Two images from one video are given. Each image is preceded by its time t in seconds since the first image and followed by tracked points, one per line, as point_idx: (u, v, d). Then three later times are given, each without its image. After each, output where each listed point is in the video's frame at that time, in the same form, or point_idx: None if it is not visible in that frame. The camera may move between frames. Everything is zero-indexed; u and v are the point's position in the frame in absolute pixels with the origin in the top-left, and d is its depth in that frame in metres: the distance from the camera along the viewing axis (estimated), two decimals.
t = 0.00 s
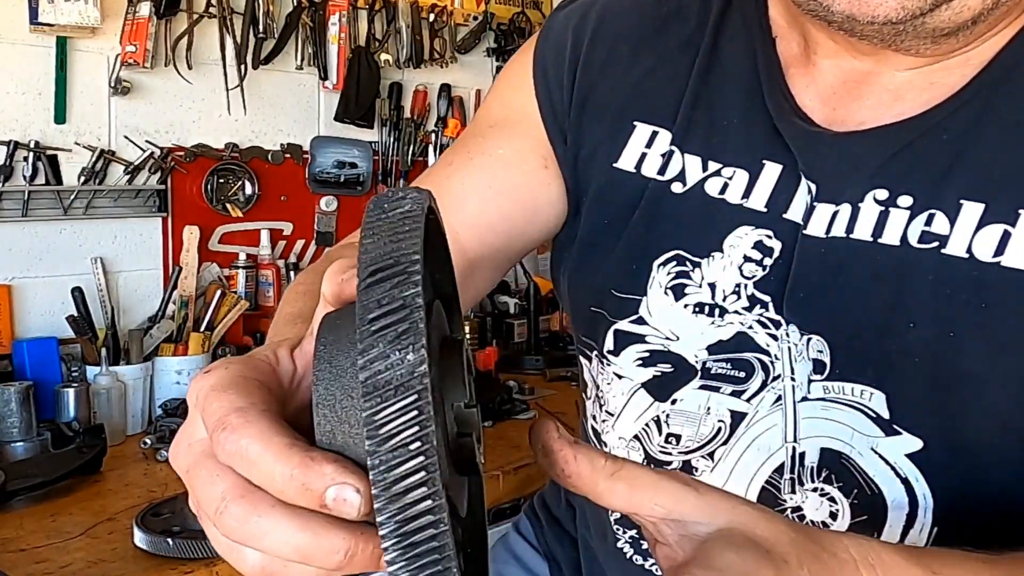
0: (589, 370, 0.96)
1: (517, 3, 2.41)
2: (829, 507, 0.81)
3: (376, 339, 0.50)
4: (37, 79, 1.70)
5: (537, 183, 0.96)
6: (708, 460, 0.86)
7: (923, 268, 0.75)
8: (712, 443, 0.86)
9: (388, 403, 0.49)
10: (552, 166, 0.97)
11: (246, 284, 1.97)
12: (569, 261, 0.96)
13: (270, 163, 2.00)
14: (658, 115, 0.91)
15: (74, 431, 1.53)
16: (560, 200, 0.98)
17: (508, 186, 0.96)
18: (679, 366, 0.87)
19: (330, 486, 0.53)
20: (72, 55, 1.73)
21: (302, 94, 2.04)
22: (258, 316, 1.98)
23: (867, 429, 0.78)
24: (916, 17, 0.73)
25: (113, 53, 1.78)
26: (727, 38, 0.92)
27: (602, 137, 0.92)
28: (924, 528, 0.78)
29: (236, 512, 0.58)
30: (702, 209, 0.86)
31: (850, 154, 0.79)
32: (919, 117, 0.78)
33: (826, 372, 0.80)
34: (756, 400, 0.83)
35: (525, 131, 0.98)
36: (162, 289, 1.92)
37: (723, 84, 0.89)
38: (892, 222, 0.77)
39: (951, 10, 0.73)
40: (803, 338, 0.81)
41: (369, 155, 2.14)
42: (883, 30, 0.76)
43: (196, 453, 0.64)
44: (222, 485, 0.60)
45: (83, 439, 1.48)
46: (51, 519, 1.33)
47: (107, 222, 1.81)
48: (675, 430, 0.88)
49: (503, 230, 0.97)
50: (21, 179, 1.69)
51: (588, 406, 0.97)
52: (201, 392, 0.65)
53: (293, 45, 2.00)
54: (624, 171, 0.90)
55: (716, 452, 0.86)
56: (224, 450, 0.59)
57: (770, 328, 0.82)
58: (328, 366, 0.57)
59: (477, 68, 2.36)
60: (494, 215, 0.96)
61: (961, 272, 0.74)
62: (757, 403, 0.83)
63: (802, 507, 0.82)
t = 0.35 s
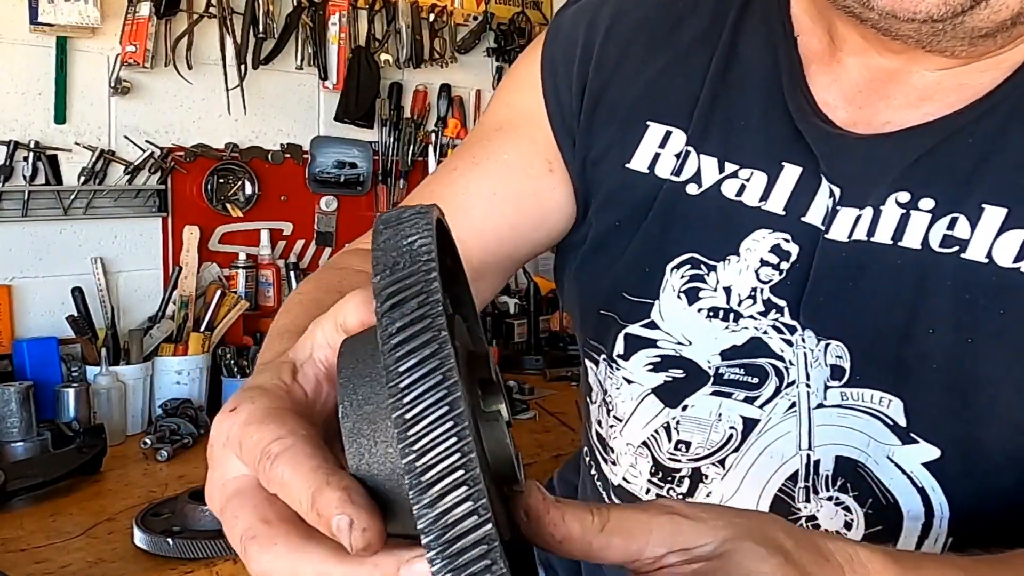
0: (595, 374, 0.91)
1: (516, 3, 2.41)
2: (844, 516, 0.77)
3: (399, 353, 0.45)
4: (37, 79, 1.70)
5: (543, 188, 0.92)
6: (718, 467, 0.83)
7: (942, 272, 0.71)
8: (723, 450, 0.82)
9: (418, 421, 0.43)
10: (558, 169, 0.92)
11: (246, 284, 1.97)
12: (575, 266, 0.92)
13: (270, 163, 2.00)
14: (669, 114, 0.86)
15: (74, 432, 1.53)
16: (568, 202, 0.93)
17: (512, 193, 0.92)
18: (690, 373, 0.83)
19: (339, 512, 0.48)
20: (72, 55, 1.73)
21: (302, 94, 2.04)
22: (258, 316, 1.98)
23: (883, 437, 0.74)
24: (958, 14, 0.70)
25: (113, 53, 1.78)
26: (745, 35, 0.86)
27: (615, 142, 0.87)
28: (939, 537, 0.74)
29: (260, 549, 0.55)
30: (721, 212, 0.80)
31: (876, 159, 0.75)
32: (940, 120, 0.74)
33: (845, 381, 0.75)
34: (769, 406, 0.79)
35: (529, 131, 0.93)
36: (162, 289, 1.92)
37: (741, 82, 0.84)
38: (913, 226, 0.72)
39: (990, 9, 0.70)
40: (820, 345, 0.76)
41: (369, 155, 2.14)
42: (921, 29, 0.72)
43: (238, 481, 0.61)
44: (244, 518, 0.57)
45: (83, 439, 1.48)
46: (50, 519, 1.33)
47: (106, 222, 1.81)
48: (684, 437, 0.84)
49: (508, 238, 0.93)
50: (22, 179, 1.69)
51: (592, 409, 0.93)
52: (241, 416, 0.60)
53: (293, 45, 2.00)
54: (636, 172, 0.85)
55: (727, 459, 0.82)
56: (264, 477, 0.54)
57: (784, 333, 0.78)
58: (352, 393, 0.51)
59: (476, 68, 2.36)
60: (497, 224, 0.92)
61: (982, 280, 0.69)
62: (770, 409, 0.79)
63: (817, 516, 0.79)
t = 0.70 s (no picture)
0: (600, 378, 0.91)
1: (516, 3, 2.41)
2: (856, 523, 0.76)
3: (433, 369, 0.42)
4: (37, 79, 1.70)
5: (544, 190, 0.92)
6: (727, 473, 0.81)
7: (960, 271, 0.71)
8: (731, 455, 0.81)
9: (458, 442, 0.41)
10: (559, 170, 0.92)
11: (246, 284, 1.97)
12: (579, 268, 0.92)
13: (270, 163, 2.00)
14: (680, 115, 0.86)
15: (74, 432, 1.53)
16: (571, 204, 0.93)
17: (513, 195, 0.92)
18: (699, 376, 0.82)
19: (332, 478, 0.44)
20: (72, 55, 1.73)
21: (302, 94, 2.04)
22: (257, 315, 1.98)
23: (897, 441, 0.73)
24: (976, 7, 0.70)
25: (113, 53, 1.78)
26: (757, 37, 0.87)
27: (620, 140, 0.87)
28: (953, 545, 0.73)
29: None
30: (733, 211, 0.81)
31: (889, 160, 0.75)
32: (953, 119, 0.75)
33: (855, 383, 0.75)
34: (778, 410, 0.78)
35: (532, 134, 0.94)
36: (162, 288, 1.91)
37: (747, 86, 0.84)
38: (928, 226, 0.72)
39: (1007, 3, 0.70)
40: (831, 348, 0.76)
41: (369, 155, 2.15)
42: (937, 21, 0.73)
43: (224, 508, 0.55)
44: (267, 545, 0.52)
45: (83, 438, 1.48)
46: (50, 519, 1.33)
47: (106, 222, 1.81)
48: (692, 442, 0.83)
49: (508, 240, 0.93)
50: (21, 179, 1.69)
51: (596, 415, 0.92)
52: (207, 428, 0.55)
53: (293, 45, 2.00)
54: (643, 171, 0.85)
55: (735, 464, 0.81)
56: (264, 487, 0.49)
57: (795, 336, 0.77)
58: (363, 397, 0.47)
59: (476, 68, 2.36)
60: (497, 227, 0.92)
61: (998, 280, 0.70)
62: (779, 413, 0.78)
63: (827, 523, 0.77)
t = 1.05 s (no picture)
0: (594, 381, 0.90)
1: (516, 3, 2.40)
2: (852, 523, 0.76)
3: (411, 323, 0.47)
4: (37, 79, 1.70)
5: (536, 199, 0.92)
6: (722, 474, 0.82)
7: (953, 273, 0.70)
8: (727, 456, 0.81)
9: (425, 389, 0.46)
10: (550, 179, 0.92)
11: (246, 285, 1.97)
12: (571, 269, 0.91)
13: (270, 163, 2.00)
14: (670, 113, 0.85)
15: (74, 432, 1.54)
16: (564, 212, 0.93)
17: (506, 207, 0.92)
18: (693, 379, 0.82)
19: (334, 371, 0.49)
20: (72, 55, 1.73)
21: (302, 94, 2.04)
22: (258, 316, 1.98)
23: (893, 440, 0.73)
24: (954, 12, 0.70)
25: (113, 53, 1.78)
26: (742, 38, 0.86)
27: (608, 145, 0.87)
28: (950, 542, 0.73)
29: (283, 506, 0.53)
30: (721, 214, 0.80)
31: (877, 160, 0.74)
32: (940, 118, 0.74)
33: (849, 384, 0.75)
34: (773, 412, 0.79)
35: (521, 145, 0.94)
36: (162, 288, 1.91)
37: (739, 81, 0.84)
38: (917, 226, 0.72)
39: (986, 6, 0.69)
40: (825, 348, 0.76)
41: (369, 155, 2.14)
42: (918, 26, 0.72)
43: (225, 470, 0.58)
44: (262, 484, 0.55)
45: (83, 438, 1.48)
46: (50, 519, 1.33)
47: (106, 222, 1.81)
48: (688, 444, 0.83)
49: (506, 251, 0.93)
50: (22, 179, 1.69)
51: (589, 419, 0.92)
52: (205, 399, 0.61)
53: (293, 45, 2.00)
54: (631, 176, 0.85)
55: (730, 466, 0.81)
56: (255, 413, 0.55)
57: (788, 337, 0.77)
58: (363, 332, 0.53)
59: (477, 68, 2.36)
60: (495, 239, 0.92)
61: (989, 280, 0.69)
62: (774, 415, 0.79)
63: (823, 523, 0.77)
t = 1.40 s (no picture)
0: (599, 382, 0.90)
1: (516, 3, 2.41)
2: (847, 521, 0.77)
3: (411, 336, 0.46)
4: (37, 79, 1.70)
5: (541, 209, 0.90)
6: (722, 473, 0.82)
7: (943, 276, 0.71)
8: (727, 455, 0.81)
9: (427, 402, 0.45)
10: (553, 188, 0.90)
11: (246, 284, 1.97)
12: (571, 273, 0.91)
13: (270, 163, 2.00)
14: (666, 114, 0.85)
15: (74, 431, 1.53)
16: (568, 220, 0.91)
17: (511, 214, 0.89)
18: (694, 380, 0.82)
19: (354, 352, 0.50)
20: (72, 55, 1.73)
21: (302, 94, 2.04)
22: (258, 316, 1.98)
23: (888, 440, 0.74)
24: (948, 14, 0.69)
25: (113, 53, 1.78)
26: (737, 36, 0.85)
27: (606, 148, 0.86)
28: (943, 539, 0.74)
29: (295, 492, 0.53)
30: (717, 218, 0.80)
31: (871, 164, 0.74)
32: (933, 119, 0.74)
33: (844, 384, 0.75)
34: (772, 411, 0.79)
35: (523, 151, 0.91)
36: (162, 288, 1.91)
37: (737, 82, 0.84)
38: (911, 227, 0.72)
39: (979, 9, 0.69)
40: (821, 349, 0.76)
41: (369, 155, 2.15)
42: (911, 28, 0.71)
43: (242, 471, 0.57)
44: (278, 475, 0.55)
45: (83, 439, 1.48)
46: (50, 519, 1.33)
47: (106, 222, 1.81)
48: (689, 443, 0.83)
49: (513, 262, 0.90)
50: (22, 179, 1.69)
51: (593, 417, 0.92)
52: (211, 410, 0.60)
53: (293, 45, 2.00)
54: (631, 182, 0.84)
55: (730, 464, 0.81)
56: (264, 405, 0.55)
57: (786, 338, 0.78)
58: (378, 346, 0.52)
59: (477, 68, 2.36)
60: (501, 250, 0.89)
61: (983, 282, 0.69)
62: (773, 414, 0.79)
63: (818, 521, 0.79)
